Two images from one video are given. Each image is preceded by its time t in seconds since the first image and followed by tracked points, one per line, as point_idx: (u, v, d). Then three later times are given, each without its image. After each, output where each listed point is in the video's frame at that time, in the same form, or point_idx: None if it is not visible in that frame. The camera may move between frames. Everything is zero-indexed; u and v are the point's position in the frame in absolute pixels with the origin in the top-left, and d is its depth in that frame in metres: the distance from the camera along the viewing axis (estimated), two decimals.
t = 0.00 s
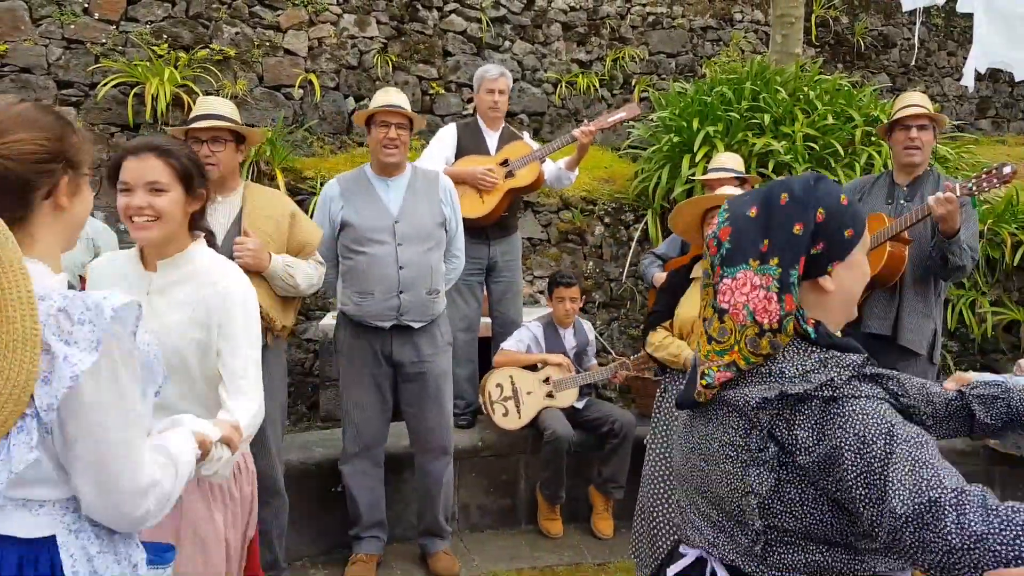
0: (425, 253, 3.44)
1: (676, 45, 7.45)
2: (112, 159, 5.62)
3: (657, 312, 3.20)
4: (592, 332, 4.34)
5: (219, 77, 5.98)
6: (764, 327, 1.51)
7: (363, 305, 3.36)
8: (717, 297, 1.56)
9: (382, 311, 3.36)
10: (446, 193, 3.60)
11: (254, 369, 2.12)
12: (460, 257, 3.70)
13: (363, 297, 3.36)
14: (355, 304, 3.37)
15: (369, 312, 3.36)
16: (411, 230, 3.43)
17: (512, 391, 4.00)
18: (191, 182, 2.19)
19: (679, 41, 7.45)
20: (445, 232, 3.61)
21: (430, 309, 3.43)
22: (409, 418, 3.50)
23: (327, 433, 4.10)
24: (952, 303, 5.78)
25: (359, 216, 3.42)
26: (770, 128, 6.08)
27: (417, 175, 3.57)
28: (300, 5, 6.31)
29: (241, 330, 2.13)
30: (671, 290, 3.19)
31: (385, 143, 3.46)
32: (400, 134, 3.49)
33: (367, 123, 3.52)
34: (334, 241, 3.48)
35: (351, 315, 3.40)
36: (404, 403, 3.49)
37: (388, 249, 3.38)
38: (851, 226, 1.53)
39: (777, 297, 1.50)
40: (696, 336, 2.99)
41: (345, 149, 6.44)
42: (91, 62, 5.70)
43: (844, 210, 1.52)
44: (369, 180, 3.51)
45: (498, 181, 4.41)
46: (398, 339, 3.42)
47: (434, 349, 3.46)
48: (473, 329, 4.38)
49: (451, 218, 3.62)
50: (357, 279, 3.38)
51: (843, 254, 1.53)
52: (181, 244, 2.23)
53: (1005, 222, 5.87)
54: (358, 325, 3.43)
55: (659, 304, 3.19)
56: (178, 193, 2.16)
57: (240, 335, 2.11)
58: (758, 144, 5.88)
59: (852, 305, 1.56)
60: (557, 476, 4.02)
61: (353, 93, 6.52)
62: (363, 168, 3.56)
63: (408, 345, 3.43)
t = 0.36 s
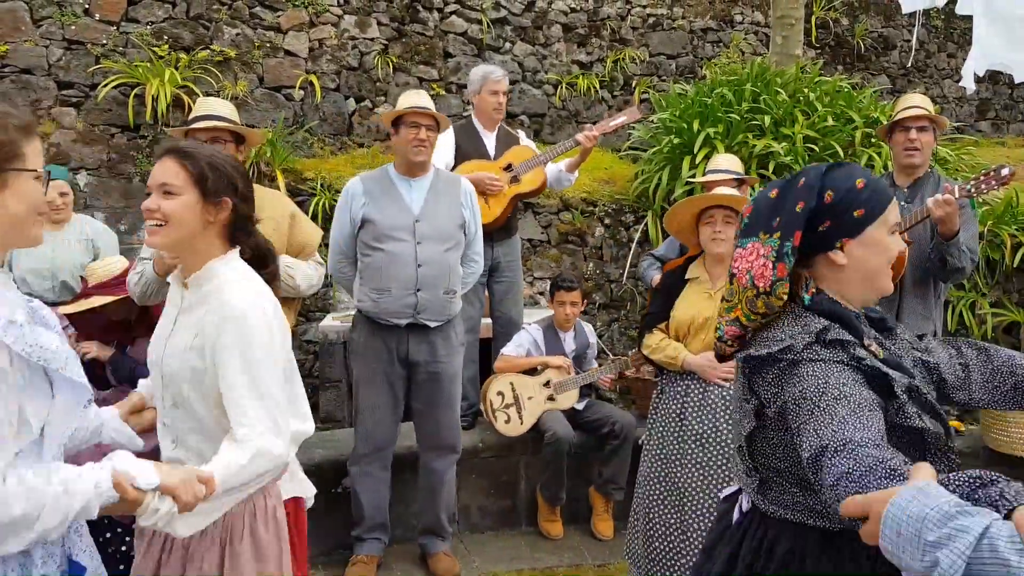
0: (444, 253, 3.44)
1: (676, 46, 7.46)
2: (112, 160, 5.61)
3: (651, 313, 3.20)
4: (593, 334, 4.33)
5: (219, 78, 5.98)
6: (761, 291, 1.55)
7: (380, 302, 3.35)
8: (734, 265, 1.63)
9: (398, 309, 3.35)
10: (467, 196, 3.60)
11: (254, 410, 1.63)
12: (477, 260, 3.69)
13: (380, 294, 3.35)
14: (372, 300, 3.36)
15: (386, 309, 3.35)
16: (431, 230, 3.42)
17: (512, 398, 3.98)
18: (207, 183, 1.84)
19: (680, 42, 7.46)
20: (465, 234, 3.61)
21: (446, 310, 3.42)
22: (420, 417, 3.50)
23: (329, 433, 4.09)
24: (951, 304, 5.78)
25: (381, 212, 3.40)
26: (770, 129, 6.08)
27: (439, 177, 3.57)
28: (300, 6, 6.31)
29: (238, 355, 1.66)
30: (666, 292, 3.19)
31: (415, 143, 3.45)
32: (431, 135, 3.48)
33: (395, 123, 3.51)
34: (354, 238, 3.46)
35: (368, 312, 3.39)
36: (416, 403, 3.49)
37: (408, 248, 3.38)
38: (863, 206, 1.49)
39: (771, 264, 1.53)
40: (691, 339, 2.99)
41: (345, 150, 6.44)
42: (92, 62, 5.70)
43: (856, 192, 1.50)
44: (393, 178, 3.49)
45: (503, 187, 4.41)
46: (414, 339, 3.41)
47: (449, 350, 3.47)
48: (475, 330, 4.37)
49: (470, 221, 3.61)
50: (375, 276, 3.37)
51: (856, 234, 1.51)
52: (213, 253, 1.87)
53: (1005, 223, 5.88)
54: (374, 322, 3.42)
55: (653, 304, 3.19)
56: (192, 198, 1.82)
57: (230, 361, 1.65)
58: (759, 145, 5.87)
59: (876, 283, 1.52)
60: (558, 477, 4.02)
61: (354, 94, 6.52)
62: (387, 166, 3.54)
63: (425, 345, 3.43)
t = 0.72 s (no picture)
0: (455, 261, 3.45)
1: (675, 50, 7.48)
2: (112, 163, 5.62)
3: (645, 320, 3.16)
4: (592, 338, 4.33)
5: (219, 82, 6.01)
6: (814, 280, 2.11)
7: (389, 309, 3.37)
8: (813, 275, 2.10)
9: (408, 316, 3.36)
10: (479, 203, 3.60)
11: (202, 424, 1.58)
12: (488, 266, 3.69)
13: (390, 301, 3.36)
14: (382, 306, 3.38)
15: (396, 316, 3.37)
16: (441, 237, 3.43)
17: (512, 402, 3.97)
18: (222, 178, 1.75)
19: (678, 46, 7.49)
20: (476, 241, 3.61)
21: (455, 317, 3.43)
22: (423, 421, 3.52)
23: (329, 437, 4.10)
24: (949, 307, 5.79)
25: (394, 219, 3.42)
26: (769, 133, 6.10)
27: (452, 183, 3.58)
28: (300, 10, 6.33)
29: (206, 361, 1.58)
30: (661, 299, 3.16)
31: (428, 149, 3.49)
32: (442, 140, 3.52)
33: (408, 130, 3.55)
34: (365, 243, 3.48)
35: (378, 318, 3.40)
36: (420, 407, 3.50)
37: (419, 254, 3.39)
38: (903, 211, 1.81)
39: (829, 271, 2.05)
40: (691, 343, 3.00)
41: (344, 154, 6.46)
42: (92, 67, 5.72)
43: (903, 199, 1.82)
44: (407, 183, 3.52)
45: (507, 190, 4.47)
46: (423, 344, 3.43)
47: (457, 356, 3.48)
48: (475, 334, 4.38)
49: (481, 228, 3.60)
50: (385, 283, 3.38)
51: (900, 236, 1.83)
52: (242, 245, 1.82)
53: (1002, 227, 5.91)
54: (384, 329, 3.43)
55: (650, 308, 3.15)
56: (209, 193, 1.76)
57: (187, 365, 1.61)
58: (757, 149, 5.89)
59: (924, 282, 1.81)
60: (558, 481, 4.03)
61: (353, 98, 6.52)
62: (401, 172, 3.56)
63: (433, 349, 3.44)
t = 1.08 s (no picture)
0: (448, 264, 3.45)
1: (674, 54, 7.50)
2: (113, 167, 5.65)
3: (643, 325, 3.08)
4: (594, 342, 4.30)
5: (220, 86, 6.04)
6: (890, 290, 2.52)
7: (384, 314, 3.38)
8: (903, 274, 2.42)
9: (403, 320, 3.38)
10: (471, 204, 3.62)
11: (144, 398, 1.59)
12: (483, 266, 3.71)
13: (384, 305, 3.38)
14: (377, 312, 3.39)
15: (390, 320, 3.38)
16: (434, 240, 3.44)
17: (512, 402, 3.98)
18: (209, 174, 1.80)
19: (678, 50, 7.50)
20: (469, 242, 3.63)
21: (450, 320, 3.44)
22: (421, 423, 3.53)
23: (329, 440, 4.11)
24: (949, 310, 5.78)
25: (384, 224, 3.41)
26: (769, 136, 6.11)
27: (444, 185, 3.58)
28: (301, 15, 6.35)
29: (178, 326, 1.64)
30: (658, 303, 3.09)
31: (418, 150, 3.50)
32: (431, 141, 3.53)
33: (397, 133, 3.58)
34: (360, 247, 3.49)
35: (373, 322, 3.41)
36: (417, 410, 3.52)
37: (412, 258, 3.40)
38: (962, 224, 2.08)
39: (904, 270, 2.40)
40: (693, 346, 3.01)
41: (345, 158, 6.48)
42: (93, 71, 5.73)
43: (964, 212, 2.09)
44: (397, 186, 3.51)
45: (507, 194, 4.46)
46: (418, 347, 3.43)
47: (453, 358, 3.49)
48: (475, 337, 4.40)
49: (474, 229, 3.64)
50: (380, 287, 3.39)
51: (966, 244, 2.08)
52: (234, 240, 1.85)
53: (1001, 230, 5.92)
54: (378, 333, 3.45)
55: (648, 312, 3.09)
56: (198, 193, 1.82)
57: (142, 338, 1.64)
58: (757, 153, 5.90)
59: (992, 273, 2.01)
60: (558, 483, 4.04)
61: (354, 102, 6.54)
62: (391, 175, 3.57)
63: (428, 352, 3.44)
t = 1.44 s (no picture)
0: (437, 264, 3.43)
1: (675, 55, 7.49)
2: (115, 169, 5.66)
3: (644, 327, 3.03)
4: (597, 345, 4.28)
5: (221, 88, 6.04)
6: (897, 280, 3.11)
7: (374, 316, 3.37)
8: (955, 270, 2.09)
9: (393, 322, 3.37)
10: (458, 203, 3.60)
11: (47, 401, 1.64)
12: (473, 264, 3.70)
13: (375, 307, 3.37)
14: (366, 313, 3.38)
15: (381, 322, 3.37)
16: (422, 240, 3.43)
17: (515, 406, 3.98)
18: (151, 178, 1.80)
19: (679, 51, 7.50)
20: (458, 241, 3.62)
21: (441, 320, 3.44)
22: (415, 424, 3.54)
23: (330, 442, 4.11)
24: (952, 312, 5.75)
25: (372, 227, 3.41)
26: (770, 138, 6.10)
27: (429, 186, 3.56)
28: (302, 17, 6.35)
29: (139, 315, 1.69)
30: (658, 305, 3.04)
31: (400, 151, 3.48)
32: (414, 142, 3.50)
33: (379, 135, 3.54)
34: (348, 248, 3.48)
35: (364, 324, 3.41)
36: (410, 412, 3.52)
37: (400, 259, 3.38)
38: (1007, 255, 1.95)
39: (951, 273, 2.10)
40: (697, 349, 3.00)
41: (346, 159, 6.48)
42: (95, 73, 5.73)
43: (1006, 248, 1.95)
44: (383, 189, 3.50)
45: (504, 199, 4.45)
46: (409, 350, 3.43)
47: (444, 360, 3.49)
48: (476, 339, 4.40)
49: (462, 228, 3.62)
50: (370, 289, 3.38)
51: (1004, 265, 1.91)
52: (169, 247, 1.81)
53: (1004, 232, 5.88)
54: (369, 335, 3.43)
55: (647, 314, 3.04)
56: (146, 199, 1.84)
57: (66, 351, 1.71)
58: (758, 154, 5.90)
59: None
60: (559, 485, 4.03)
61: (355, 104, 6.53)
62: (377, 177, 3.56)
63: (420, 355, 3.44)
